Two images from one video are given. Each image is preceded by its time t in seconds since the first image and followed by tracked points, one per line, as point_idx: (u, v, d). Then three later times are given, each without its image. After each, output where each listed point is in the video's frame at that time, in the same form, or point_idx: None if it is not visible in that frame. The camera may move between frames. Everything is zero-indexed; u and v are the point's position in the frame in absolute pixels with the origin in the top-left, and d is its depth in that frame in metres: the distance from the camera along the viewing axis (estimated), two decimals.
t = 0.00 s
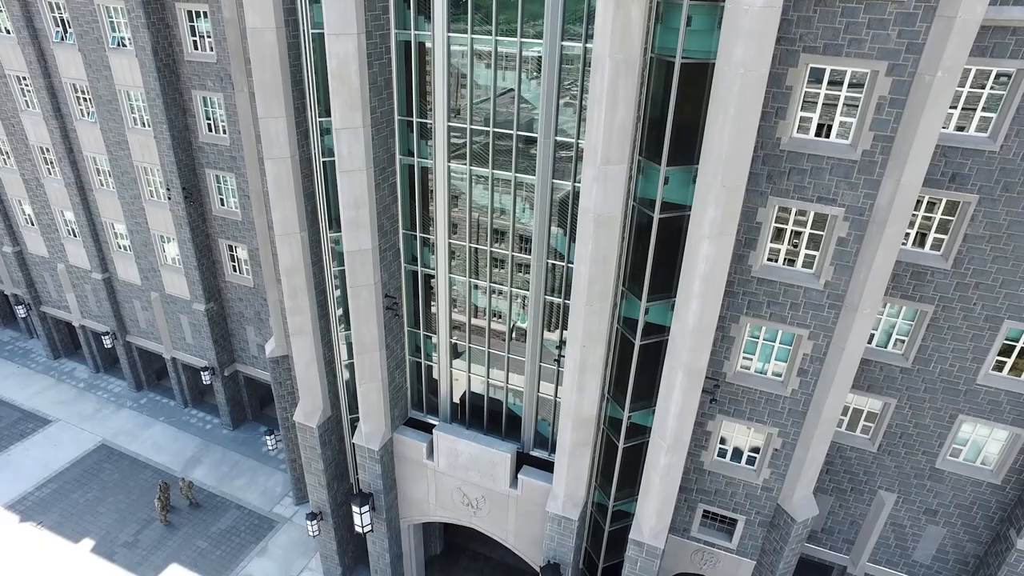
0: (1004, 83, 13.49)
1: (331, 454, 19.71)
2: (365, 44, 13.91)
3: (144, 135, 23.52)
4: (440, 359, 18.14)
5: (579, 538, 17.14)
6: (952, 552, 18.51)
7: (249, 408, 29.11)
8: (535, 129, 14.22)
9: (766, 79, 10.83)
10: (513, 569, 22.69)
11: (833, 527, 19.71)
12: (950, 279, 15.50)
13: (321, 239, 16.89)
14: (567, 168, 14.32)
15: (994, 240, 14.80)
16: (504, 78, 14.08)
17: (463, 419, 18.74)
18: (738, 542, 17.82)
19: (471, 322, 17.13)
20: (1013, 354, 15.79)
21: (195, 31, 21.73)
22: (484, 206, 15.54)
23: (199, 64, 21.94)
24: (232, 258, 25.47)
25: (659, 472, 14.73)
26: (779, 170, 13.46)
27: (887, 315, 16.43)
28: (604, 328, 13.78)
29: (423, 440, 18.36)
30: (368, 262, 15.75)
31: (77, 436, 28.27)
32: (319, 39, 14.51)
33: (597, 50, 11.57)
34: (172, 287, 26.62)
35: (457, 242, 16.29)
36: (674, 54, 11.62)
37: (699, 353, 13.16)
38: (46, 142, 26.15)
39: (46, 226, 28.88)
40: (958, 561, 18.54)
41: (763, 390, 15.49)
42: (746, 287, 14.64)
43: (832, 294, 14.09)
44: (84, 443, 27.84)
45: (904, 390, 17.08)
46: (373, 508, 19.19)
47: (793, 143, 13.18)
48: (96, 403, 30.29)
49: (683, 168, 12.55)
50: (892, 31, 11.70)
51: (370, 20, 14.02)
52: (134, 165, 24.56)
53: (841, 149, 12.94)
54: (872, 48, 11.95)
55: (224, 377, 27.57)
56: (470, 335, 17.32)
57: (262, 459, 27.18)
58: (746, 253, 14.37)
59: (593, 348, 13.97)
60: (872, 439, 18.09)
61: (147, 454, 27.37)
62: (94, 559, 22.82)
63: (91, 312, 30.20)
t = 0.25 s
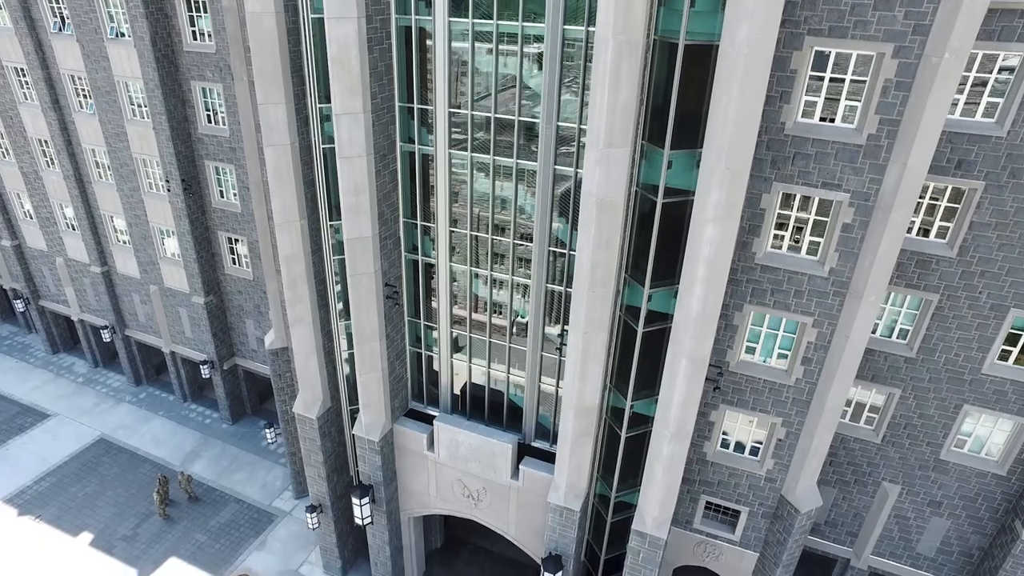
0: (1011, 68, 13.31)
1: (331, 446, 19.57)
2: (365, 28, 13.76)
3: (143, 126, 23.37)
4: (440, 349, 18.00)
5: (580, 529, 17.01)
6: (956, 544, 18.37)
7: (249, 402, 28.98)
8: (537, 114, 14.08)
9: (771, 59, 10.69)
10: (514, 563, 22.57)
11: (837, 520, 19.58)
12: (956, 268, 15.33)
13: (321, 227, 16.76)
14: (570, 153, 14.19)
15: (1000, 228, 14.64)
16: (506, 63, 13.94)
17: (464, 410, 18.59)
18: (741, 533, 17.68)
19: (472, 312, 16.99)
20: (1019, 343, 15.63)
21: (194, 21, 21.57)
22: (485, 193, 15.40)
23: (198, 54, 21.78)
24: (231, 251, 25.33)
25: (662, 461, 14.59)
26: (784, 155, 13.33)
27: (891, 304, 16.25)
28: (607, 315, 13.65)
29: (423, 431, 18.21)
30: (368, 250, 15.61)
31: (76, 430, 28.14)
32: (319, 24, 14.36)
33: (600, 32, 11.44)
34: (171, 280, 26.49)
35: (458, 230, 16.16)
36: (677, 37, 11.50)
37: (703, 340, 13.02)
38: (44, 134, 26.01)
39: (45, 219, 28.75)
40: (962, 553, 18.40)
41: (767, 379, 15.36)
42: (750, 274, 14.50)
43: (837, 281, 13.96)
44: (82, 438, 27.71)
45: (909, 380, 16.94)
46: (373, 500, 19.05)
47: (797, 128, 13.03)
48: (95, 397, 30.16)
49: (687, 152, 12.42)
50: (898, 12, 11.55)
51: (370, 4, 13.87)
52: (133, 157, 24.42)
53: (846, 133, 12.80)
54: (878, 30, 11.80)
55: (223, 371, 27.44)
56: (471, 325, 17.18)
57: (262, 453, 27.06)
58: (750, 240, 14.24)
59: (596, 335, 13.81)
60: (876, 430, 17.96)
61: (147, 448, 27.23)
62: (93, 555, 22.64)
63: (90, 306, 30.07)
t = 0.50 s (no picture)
0: (1018, 52, 13.17)
1: (331, 437, 19.43)
2: (365, 12, 13.63)
3: (142, 117, 23.23)
4: (441, 339, 17.86)
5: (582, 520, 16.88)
6: (960, 536, 18.25)
7: (248, 396, 28.85)
8: (539, 99, 13.95)
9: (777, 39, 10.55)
10: (515, 556, 22.45)
11: (840, 512, 19.45)
12: (961, 255, 15.19)
13: (321, 215, 16.62)
14: (572, 139, 14.06)
15: (1005, 215, 14.50)
16: (507, 47, 13.80)
17: (464, 401, 18.44)
18: (744, 525, 17.55)
19: (473, 301, 16.86)
20: None
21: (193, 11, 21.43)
22: (486, 181, 15.28)
23: (197, 44, 21.64)
24: (231, 243, 25.21)
25: (665, 450, 14.45)
26: (788, 140, 13.19)
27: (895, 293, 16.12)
28: (610, 301, 13.51)
29: (424, 422, 18.07)
30: (368, 238, 15.48)
31: (75, 424, 28.01)
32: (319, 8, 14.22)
33: (603, 13, 11.31)
34: (170, 273, 26.36)
35: (459, 218, 16.02)
36: (681, 18, 11.38)
37: (707, 326, 12.88)
38: (42, 126, 25.87)
39: (43, 212, 28.61)
40: (967, 545, 18.28)
41: (770, 368, 15.23)
42: (753, 261, 14.37)
43: (841, 268, 13.83)
44: (81, 432, 27.57)
45: (913, 370, 16.80)
46: (373, 492, 18.92)
47: (802, 112, 12.89)
48: (94, 391, 30.03)
49: (690, 135, 12.27)
50: None
51: None
52: (132, 149, 24.28)
53: (851, 117, 12.66)
54: (884, 11, 11.66)
55: (222, 364, 27.32)
56: (472, 315, 17.05)
57: (261, 447, 26.93)
58: (753, 227, 14.11)
59: (598, 322, 13.68)
60: (879, 421, 17.83)
61: (146, 442, 27.10)
62: (94, 554, 22.31)
63: (88, 300, 29.94)
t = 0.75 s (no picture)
0: None
1: (330, 429, 19.29)
2: None
3: (140, 108, 23.08)
4: (440, 329, 17.70)
5: (583, 511, 16.72)
6: (964, 529, 18.11)
7: (247, 390, 28.71)
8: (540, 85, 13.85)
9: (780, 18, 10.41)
10: (515, 550, 22.31)
11: (843, 504, 19.32)
12: (966, 243, 15.03)
13: (319, 204, 16.48)
14: (573, 124, 13.95)
15: (1010, 202, 14.35)
16: (508, 32, 13.67)
17: (464, 392, 18.29)
18: (746, 517, 17.40)
19: (473, 290, 16.71)
20: None
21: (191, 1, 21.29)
22: (487, 167, 15.15)
23: (195, 34, 21.50)
24: (230, 235, 25.07)
25: (667, 439, 14.28)
26: (791, 125, 13.04)
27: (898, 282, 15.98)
28: (611, 288, 13.36)
29: (423, 413, 17.92)
30: (367, 225, 15.34)
31: (73, 418, 27.88)
32: None
33: None
34: (169, 266, 26.22)
35: (459, 206, 15.88)
36: None
37: (709, 311, 12.73)
38: (40, 118, 25.72)
39: (41, 205, 28.46)
40: (970, 538, 18.13)
41: (773, 357, 15.09)
42: (756, 248, 14.24)
43: (845, 255, 13.69)
44: (79, 426, 27.43)
45: (917, 360, 16.65)
46: (372, 484, 18.77)
47: (805, 96, 12.74)
48: (92, 385, 29.89)
49: (693, 119, 12.19)
50: None
51: None
52: (130, 140, 24.14)
53: (855, 101, 12.50)
54: None
55: (221, 358, 27.19)
56: (472, 304, 16.91)
57: (260, 441, 26.79)
58: (756, 213, 13.98)
59: (599, 309, 13.54)
60: (883, 412, 17.68)
61: (144, 436, 26.95)
62: (94, 554, 21.94)
63: (87, 294, 29.80)
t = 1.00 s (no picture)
0: None
1: (328, 421, 19.15)
2: None
3: (137, 99, 22.95)
4: (439, 319, 17.56)
5: (583, 503, 16.58)
6: (967, 521, 17.97)
7: (246, 384, 28.58)
8: (540, 70, 13.73)
9: None
10: (514, 544, 22.17)
11: (844, 497, 19.18)
12: (970, 232, 14.89)
13: (318, 192, 16.35)
14: (573, 110, 13.83)
15: (1015, 189, 14.19)
16: (508, 16, 13.54)
17: (463, 383, 18.14)
18: (747, 509, 17.25)
19: (472, 279, 16.57)
20: None
21: None
22: (486, 155, 15.02)
23: (193, 24, 21.35)
24: (228, 228, 24.93)
25: (668, 428, 14.14)
26: (794, 110, 12.90)
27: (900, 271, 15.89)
28: (612, 275, 13.22)
29: (422, 404, 17.77)
30: (366, 213, 15.21)
31: (71, 412, 27.74)
32: None
33: None
34: (167, 259, 26.09)
35: (458, 194, 15.76)
36: None
37: (711, 298, 12.59)
38: (37, 110, 25.58)
39: (38, 198, 28.32)
40: (973, 530, 17.99)
41: (775, 346, 14.95)
42: (758, 235, 14.11)
43: (848, 241, 13.55)
44: (77, 420, 27.30)
45: (920, 350, 16.51)
46: (370, 476, 18.63)
47: (808, 80, 12.61)
48: (90, 380, 29.76)
49: (694, 102, 12.06)
50: None
51: None
52: (127, 132, 24.00)
53: (859, 85, 12.36)
54: None
55: (219, 352, 27.06)
56: (471, 294, 16.78)
57: (259, 435, 26.65)
58: (758, 200, 13.85)
59: (599, 296, 13.41)
60: (885, 403, 17.54)
61: (141, 431, 26.81)
62: (94, 554, 21.59)
63: (84, 288, 29.67)
